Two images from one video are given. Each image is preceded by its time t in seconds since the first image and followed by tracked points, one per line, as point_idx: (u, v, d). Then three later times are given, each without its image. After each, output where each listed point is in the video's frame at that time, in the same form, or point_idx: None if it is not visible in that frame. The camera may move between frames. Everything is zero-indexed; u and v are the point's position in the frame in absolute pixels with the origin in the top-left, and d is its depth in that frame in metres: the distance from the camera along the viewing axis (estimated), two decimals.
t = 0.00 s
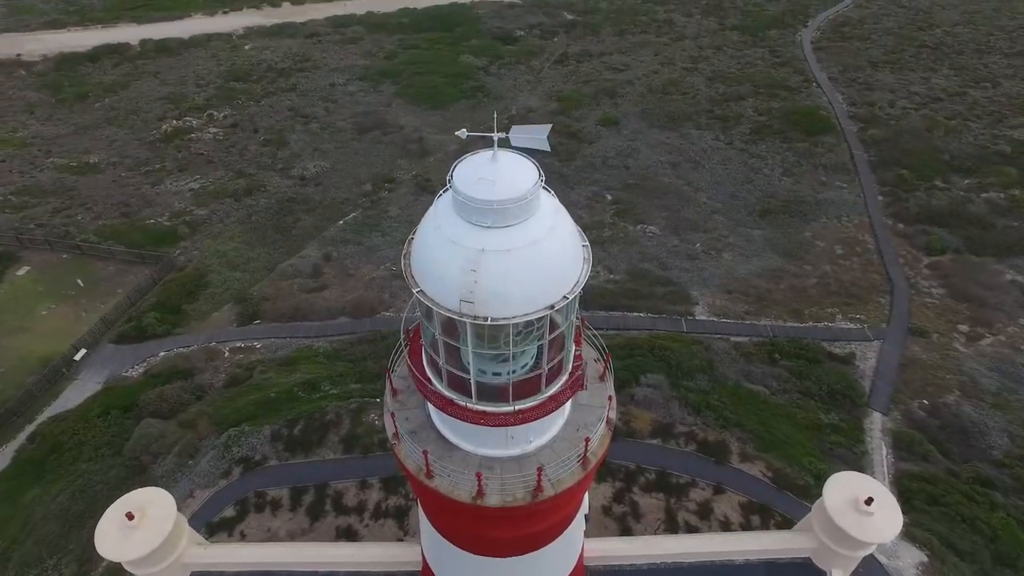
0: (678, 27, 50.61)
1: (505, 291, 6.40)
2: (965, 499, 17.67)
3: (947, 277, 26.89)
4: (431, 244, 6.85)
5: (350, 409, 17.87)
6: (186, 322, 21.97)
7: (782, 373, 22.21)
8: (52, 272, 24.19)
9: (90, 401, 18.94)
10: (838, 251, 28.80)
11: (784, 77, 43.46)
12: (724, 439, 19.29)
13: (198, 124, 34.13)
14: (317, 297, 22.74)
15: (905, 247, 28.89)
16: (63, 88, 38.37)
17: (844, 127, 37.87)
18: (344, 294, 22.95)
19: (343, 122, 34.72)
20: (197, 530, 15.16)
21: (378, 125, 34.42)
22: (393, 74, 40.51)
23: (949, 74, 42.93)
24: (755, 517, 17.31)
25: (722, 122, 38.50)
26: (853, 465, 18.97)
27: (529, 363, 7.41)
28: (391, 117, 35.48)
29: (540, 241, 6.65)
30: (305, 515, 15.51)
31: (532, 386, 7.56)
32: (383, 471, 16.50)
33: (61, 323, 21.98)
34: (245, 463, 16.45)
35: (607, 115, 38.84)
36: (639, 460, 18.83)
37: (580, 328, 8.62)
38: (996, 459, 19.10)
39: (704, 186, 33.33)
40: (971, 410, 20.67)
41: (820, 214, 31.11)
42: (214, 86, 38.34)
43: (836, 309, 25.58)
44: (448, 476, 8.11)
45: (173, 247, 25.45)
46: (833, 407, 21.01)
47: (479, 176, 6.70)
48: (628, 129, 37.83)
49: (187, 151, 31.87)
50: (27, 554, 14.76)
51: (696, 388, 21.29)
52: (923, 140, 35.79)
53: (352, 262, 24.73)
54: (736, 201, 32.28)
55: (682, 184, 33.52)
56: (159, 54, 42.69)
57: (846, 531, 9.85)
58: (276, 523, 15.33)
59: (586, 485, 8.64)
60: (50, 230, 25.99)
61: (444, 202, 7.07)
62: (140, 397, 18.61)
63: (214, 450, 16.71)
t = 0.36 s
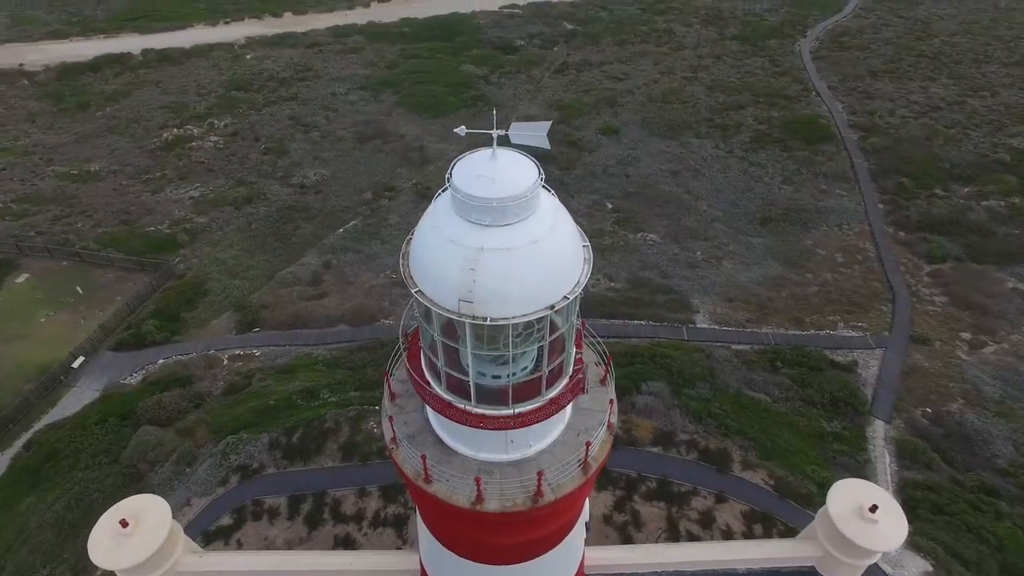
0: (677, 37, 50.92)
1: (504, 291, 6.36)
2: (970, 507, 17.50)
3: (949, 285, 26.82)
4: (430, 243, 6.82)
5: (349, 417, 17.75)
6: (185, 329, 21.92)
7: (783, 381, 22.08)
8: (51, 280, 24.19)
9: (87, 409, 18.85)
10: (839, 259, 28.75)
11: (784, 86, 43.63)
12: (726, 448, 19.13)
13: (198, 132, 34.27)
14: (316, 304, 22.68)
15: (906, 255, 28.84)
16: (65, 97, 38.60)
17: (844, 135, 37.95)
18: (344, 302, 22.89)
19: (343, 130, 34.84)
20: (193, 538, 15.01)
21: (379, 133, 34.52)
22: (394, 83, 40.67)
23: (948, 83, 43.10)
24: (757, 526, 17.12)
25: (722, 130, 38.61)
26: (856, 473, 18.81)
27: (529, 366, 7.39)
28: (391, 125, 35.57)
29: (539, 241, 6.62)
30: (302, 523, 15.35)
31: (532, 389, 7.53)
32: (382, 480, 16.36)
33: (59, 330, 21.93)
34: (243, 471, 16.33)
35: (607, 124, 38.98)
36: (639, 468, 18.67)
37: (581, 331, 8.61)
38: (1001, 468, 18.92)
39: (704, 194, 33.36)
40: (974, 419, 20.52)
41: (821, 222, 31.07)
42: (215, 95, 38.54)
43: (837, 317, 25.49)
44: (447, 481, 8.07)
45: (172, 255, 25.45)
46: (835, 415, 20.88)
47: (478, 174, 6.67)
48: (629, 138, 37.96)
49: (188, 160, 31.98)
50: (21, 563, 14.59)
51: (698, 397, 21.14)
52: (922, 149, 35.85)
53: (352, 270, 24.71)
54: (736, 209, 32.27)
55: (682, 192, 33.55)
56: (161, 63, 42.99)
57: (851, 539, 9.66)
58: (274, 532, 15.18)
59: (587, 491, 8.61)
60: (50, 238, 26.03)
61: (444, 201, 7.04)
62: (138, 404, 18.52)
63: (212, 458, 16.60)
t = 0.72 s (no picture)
0: (677, 46, 51.22)
1: (503, 290, 6.31)
2: (975, 516, 17.29)
3: (950, 293, 26.72)
4: (428, 242, 6.78)
5: (348, 424, 17.61)
6: (184, 337, 21.86)
7: (785, 389, 21.94)
8: (50, 287, 24.17)
9: (83, 416, 18.73)
10: (840, 267, 28.70)
11: (784, 95, 43.80)
12: (728, 455, 18.95)
13: (199, 141, 34.41)
14: (315, 312, 22.62)
15: (907, 263, 28.78)
16: (67, 106, 38.82)
17: (843, 144, 38.02)
18: (343, 310, 22.83)
19: (344, 139, 34.95)
20: (189, 547, 14.84)
21: (379, 142, 34.59)
22: (394, 92, 40.78)
23: (947, 92, 43.26)
24: (760, 535, 16.90)
25: (722, 139, 38.72)
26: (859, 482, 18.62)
27: (528, 368, 7.37)
28: (391, 134, 35.63)
29: (539, 239, 6.58)
30: (300, 532, 15.18)
31: (531, 392, 7.51)
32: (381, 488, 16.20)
33: (57, 338, 21.86)
34: (240, 479, 16.19)
35: (607, 133, 39.13)
36: (641, 476, 18.50)
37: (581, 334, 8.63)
38: (1006, 476, 18.73)
39: (704, 203, 33.39)
40: (978, 426, 20.35)
41: (821, 230, 31.04)
42: (216, 104, 38.74)
43: (839, 325, 25.38)
44: (445, 486, 8.02)
45: (172, 262, 25.42)
46: (837, 423, 20.74)
47: (476, 172, 6.64)
48: (629, 147, 38.09)
49: (188, 168, 32.07)
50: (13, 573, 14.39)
51: (699, 404, 21.00)
52: (922, 157, 35.90)
53: (352, 277, 24.67)
54: (737, 217, 32.26)
55: (682, 200, 33.57)
56: (163, 72, 43.29)
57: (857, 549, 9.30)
58: (271, 541, 15.01)
59: (587, 496, 8.56)
60: (49, 245, 26.03)
61: (442, 200, 7.01)
62: (135, 412, 18.40)
63: (209, 466, 16.48)
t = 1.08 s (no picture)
0: (676, 56, 51.49)
1: (503, 289, 6.28)
2: (981, 526, 17.09)
3: (952, 300, 26.63)
4: (427, 241, 6.75)
5: (346, 431, 17.48)
6: (182, 344, 21.78)
7: (787, 396, 21.79)
8: (49, 294, 24.14)
9: (80, 424, 18.62)
10: (841, 275, 28.62)
11: (783, 104, 43.97)
12: (730, 463, 18.78)
13: (199, 149, 34.52)
14: (315, 319, 22.55)
15: (909, 271, 28.71)
16: (68, 115, 39.03)
17: (843, 152, 38.08)
18: (343, 317, 22.76)
19: (345, 148, 35.04)
20: (185, 556, 14.67)
21: (380, 150, 34.67)
22: (395, 101, 40.90)
23: (946, 102, 43.40)
24: (763, 544, 16.70)
25: (722, 148, 38.81)
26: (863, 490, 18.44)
27: (528, 371, 7.38)
28: (392, 142, 35.72)
29: (539, 237, 6.56)
30: (297, 541, 15.00)
31: (531, 395, 7.49)
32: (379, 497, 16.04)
33: (54, 346, 21.78)
34: (238, 487, 16.05)
35: (607, 142, 39.26)
36: (642, 485, 18.31)
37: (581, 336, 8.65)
38: (1011, 485, 18.55)
39: (705, 210, 33.40)
40: (982, 435, 20.18)
41: (822, 238, 31.00)
42: (217, 113, 38.92)
43: (840, 332, 25.26)
44: (444, 491, 8.01)
45: (171, 270, 25.39)
46: (840, 431, 20.58)
47: (476, 169, 6.63)
48: (629, 156, 38.18)
49: (188, 176, 32.15)
50: None
51: (700, 412, 20.83)
52: (922, 166, 35.93)
53: (351, 285, 24.63)
54: (738, 225, 32.24)
55: (683, 208, 33.59)
56: (164, 81, 43.55)
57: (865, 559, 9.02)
58: (268, 550, 14.84)
59: (589, 501, 8.55)
60: (48, 253, 26.03)
61: (442, 198, 6.98)
62: (133, 419, 18.29)
63: (206, 474, 16.34)
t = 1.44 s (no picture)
0: (676, 66, 51.77)
1: (502, 288, 6.35)
2: (987, 535, 16.90)
3: (954, 308, 26.53)
4: (427, 240, 6.83)
5: (345, 439, 17.35)
6: (181, 352, 21.71)
7: (789, 404, 21.64)
8: (47, 302, 24.09)
9: (77, 432, 18.50)
10: (841, 282, 28.55)
11: (782, 113, 44.11)
12: (732, 471, 18.60)
13: (200, 157, 34.65)
14: (314, 327, 22.48)
15: (910, 278, 28.64)
16: (69, 123, 39.21)
17: (843, 161, 38.12)
18: (342, 325, 22.69)
19: (345, 156, 35.12)
20: (181, 565, 14.50)
21: (380, 159, 34.75)
22: (395, 109, 41.01)
23: (945, 111, 43.53)
24: (766, 553, 16.50)
25: (722, 157, 38.89)
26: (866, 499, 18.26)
27: (528, 374, 7.42)
28: (392, 151, 35.79)
29: (539, 235, 6.65)
30: (295, 550, 14.83)
31: (531, 398, 7.57)
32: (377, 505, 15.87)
33: (52, 353, 21.71)
34: (235, 495, 15.89)
35: (607, 151, 39.36)
36: (643, 494, 18.13)
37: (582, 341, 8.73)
38: (1016, 494, 18.37)
39: (705, 219, 33.39)
40: (986, 443, 20.03)
41: (823, 246, 30.93)
42: (217, 122, 39.10)
43: (842, 340, 25.14)
44: (443, 496, 8.15)
45: (170, 277, 25.37)
46: (843, 439, 20.43)
47: (476, 167, 6.72)
48: (629, 164, 38.27)
49: (188, 184, 32.21)
50: None
51: (701, 420, 20.68)
52: (922, 174, 35.95)
53: (351, 293, 24.58)
54: (738, 233, 32.20)
55: (683, 217, 33.59)
56: (165, 90, 43.80)
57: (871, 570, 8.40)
58: (264, 559, 14.66)
59: (589, 506, 8.69)
60: (47, 260, 26.02)
61: (442, 197, 7.07)
62: (130, 427, 18.17)
63: (203, 482, 16.19)
